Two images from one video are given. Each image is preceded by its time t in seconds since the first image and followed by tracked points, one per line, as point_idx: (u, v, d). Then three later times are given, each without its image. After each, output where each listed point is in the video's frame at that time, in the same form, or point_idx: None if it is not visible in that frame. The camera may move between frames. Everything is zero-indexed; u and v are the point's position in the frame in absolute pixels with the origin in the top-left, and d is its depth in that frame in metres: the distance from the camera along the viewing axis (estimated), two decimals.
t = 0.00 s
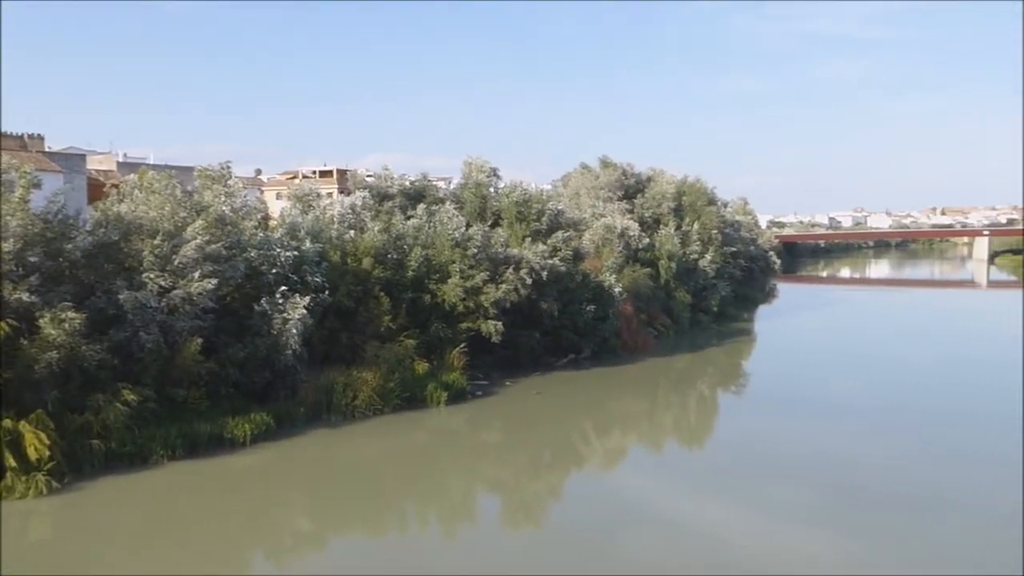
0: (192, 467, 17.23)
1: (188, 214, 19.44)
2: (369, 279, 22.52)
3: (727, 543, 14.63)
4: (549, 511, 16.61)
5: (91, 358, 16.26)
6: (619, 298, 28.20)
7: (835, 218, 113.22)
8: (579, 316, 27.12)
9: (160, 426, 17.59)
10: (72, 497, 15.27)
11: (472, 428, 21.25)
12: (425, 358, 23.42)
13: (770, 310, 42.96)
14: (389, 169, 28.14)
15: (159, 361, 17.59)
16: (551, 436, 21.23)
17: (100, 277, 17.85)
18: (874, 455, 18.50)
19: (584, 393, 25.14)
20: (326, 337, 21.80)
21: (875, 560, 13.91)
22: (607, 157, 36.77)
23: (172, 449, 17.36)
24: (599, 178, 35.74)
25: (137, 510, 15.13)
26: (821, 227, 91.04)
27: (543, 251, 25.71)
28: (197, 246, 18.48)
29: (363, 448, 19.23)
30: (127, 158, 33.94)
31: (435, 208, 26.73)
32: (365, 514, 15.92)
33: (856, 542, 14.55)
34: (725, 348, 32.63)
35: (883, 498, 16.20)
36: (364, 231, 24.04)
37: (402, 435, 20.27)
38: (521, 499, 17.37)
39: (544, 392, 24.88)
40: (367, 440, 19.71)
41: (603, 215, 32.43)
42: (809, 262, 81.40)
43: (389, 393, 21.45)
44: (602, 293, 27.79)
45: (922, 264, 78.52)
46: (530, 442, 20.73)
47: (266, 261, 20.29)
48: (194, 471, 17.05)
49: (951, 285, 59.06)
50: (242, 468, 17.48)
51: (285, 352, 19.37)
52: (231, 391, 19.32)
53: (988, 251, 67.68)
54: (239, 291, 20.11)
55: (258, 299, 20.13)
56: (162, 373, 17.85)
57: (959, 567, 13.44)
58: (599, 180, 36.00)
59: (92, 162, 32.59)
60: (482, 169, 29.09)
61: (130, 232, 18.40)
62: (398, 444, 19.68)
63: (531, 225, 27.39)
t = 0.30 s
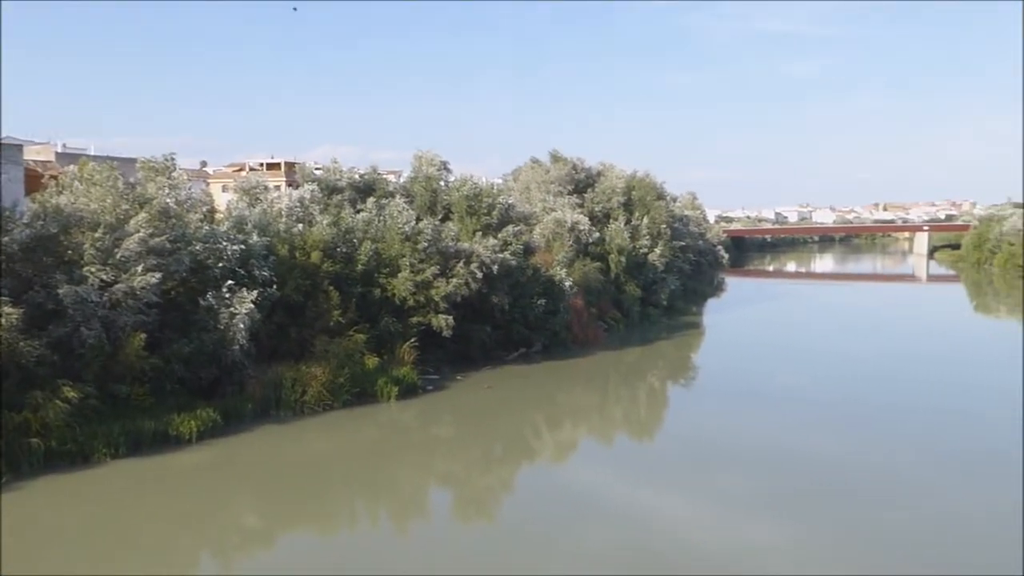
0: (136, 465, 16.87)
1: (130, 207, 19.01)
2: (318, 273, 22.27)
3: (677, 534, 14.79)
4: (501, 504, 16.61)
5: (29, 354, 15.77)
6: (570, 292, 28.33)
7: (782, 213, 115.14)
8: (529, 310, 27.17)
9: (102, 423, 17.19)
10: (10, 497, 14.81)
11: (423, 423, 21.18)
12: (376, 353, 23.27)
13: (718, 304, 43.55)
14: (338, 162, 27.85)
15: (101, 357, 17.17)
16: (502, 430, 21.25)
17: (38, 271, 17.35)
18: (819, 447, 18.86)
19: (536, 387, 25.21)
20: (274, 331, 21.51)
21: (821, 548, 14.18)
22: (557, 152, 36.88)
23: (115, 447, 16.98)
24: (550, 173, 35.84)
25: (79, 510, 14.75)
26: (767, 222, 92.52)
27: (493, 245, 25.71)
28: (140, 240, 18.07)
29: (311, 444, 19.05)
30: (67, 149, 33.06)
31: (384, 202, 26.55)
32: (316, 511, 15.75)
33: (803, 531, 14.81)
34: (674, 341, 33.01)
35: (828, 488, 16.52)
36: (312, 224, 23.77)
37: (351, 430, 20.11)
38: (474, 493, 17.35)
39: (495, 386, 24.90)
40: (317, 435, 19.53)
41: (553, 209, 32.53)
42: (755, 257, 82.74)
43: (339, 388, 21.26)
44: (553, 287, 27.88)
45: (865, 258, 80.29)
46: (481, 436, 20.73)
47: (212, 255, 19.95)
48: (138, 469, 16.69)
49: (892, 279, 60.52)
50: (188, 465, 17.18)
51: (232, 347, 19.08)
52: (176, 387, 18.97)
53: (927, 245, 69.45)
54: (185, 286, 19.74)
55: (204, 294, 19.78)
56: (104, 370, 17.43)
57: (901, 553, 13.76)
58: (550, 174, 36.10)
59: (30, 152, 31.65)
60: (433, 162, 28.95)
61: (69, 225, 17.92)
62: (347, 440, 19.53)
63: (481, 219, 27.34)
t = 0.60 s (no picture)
0: (105, 464, 16.64)
1: (97, 203, 18.71)
2: (289, 269, 22.09)
3: (654, 529, 14.83)
4: (476, 501, 16.59)
5: None
6: (542, 288, 28.35)
7: (752, 208, 116.11)
8: (502, 306, 27.17)
9: (69, 423, 16.94)
10: None
11: (396, 420, 21.11)
12: (348, 350, 23.15)
13: (690, 299, 43.85)
14: (309, 157, 27.65)
15: (68, 355, 16.91)
16: (475, 427, 21.23)
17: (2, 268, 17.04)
18: (789, 442, 19.04)
19: (509, 383, 25.24)
20: (245, 328, 21.31)
21: (797, 542, 14.27)
22: (529, 148, 36.90)
23: (83, 446, 16.74)
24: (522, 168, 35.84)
25: (46, 509, 14.53)
26: (738, 217, 93.26)
27: (466, 241, 25.67)
28: (108, 236, 17.80)
29: (283, 442, 18.91)
30: (31, 143, 32.51)
31: (356, 198, 26.40)
32: (289, 510, 15.61)
33: (778, 525, 14.92)
34: (646, 337, 33.18)
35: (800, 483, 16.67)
36: (283, 220, 23.57)
37: (322, 427, 20.00)
38: (447, 490, 17.31)
39: (467, 382, 24.88)
40: (289, 433, 19.40)
41: (526, 205, 32.54)
42: (726, 252, 83.36)
43: (310, 385, 21.14)
44: (525, 283, 27.89)
45: (834, 253, 81.19)
46: (454, 432, 20.70)
47: (181, 251, 19.78)
48: (106, 468, 16.47)
49: (861, 275, 61.31)
50: (158, 464, 16.99)
51: (202, 344, 18.87)
52: (145, 385, 18.75)
53: (895, 241, 70.38)
54: (153, 282, 19.50)
55: (173, 291, 19.55)
56: (71, 368, 17.15)
57: (875, 547, 13.89)
58: (522, 170, 36.08)
59: None
60: (405, 158, 28.82)
61: (34, 221, 17.62)
62: (319, 437, 19.42)
63: (454, 215, 27.26)
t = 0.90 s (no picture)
0: (95, 463, 16.57)
1: (85, 201, 18.61)
2: (279, 268, 22.01)
3: (649, 526, 14.81)
4: (467, 499, 16.56)
5: None
6: (533, 285, 28.23)
7: (743, 205, 116.39)
8: (492, 304, 27.18)
9: (58, 422, 16.85)
10: None
11: (387, 417, 21.10)
12: (338, 348, 23.10)
13: (680, 296, 43.98)
14: (298, 155, 27.58)
15: (56, 355, 16.83)
16: (466, 424, 21.24)
17: None
18: (780, 438, 19.08)
19: (498, 380, 25.23)
20: (235, 326, 21.24)
21: (791, 540, 14.26)
22: (519, 146, 36.92)
23: (72, 446, 16.67)
24: (512, 166, 35.83)
25: (36, 509, 14.48)
26: (728, 214, 93.52)
27: (456, 238, 25.64)
28: (96, 235, 17.70)
29: (274, 440, 18.90)
30: (18, 142, 32.30)
31: (345, 196, 26.35)
32: (281, 510, 15.53)
33: (773, 523, 14.92)
34: (636, 334, 33.25)
35: (792, 479, 16.70)
36: (273, 218, 23.50)
37: (313, 425, 19.98)
38: (438, 488, 17.28)
39: (458, 379, 24.88)
40: (279, 431, 19.39)
41: (516, 202, 32.54)
42: (716, 248, 83.57)
43: (300, 384, 21.11)
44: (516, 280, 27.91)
45: (823, 250, 81.63)
46: (445, 429, 20.71)
47: (169, 250, 19.77)
48: (96, 468, 16.41)
49: (850, 271, 61.63)
50: (148, 464, 16.94)
51: (191, 343, 18.81)
52: (135, 384, 18.68)
53: (884, 237, 70.78)
54: (142, 281, 19.45)
55: (162, 290, 19.49)
56: (60, 367, 17.06)
57: (866, 541, 14.00)
58: (512, 167, 36.07)
59: None
60: (394, 156, 28.76)
61: (22, 220, 17.54)
62: (309, 435, 19.41)
63: (444, 213, 27.24)
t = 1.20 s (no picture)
0: (48, 465, 16.22)
1: (36, 197, 18.19)
2: (237, 265, 21.69)
3: (631, 524, 14.77)
4: (429, 496, 16.50)
5: None
6: (494, 281, 28.14)
7: (702, 202, 117.53)
8: (454, 301, 27.13)
9: (9, 423, 16.45)
10: None
11: (348, 415, 20.95)
12: (298, 346, 22.86)
13: (641, 292, 44.26)
14: (256, 151, 27.26)
15: (6, 354, 16.43)
16: (427, 421, 21.18)
17: None
18: (738, 434, 19.30)
19: (459, 377, 25.17)
20: (192, 324, 20.90)
21: (760, 535, 14.37)
22: (480, 142, 36.85)
23: (24, 447, 16.30)
24: (474, 162, 35.78)
25: None
26: (688, 211, 94.35)
27: (417, 235, 25.53)
28: (48, 232, 17.32)
29: (232, 439, 18.65)
30: None
31: (305, 193, 26.11)
32: (242, 511, 15.32)
33: (743, 518, 15.03)
34: (597, 330, 33.41)
35: (756, 474, 16.85)
36: (231, 215, 23.18)
37: (272, 424, 19.76)
38: (400, 486, 17.20)
39: (420, 377, 24.79)
40: (238, 430, 19.15)
41: (478, 199, 32.49)
42: (676, 245, 84.27)
43: (259, 382, 20.87)
44: (477, 277, 27.89)
45: (781, 247, 82.81)
46: (406, 427, 20.62)
47: (124, 247, 19.40)
48: (49, 469, 16.05)
49: (807, 267, 62.60)
50: (103, 464, 16.62)
51: (147, 342, 18.51)
52: (89, 384, 18.31)
53: (840, 234, 72.00)
54: (96, 279, 19.07)
55: (117, 287, 19.13)
56: (10, 367, 16.65)
57: (840, 534, 14.26)
58: (474, 163, 36.00)
59: None
60: (355, 152, 28.49)
61: None
62: (269, 434, 19.18)
63: (405, 209, 27.11)
